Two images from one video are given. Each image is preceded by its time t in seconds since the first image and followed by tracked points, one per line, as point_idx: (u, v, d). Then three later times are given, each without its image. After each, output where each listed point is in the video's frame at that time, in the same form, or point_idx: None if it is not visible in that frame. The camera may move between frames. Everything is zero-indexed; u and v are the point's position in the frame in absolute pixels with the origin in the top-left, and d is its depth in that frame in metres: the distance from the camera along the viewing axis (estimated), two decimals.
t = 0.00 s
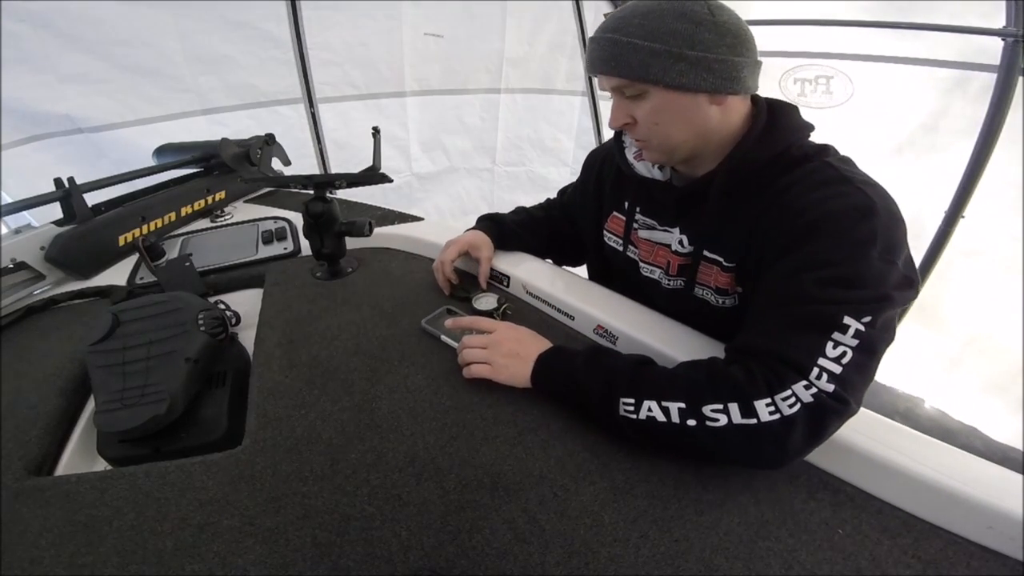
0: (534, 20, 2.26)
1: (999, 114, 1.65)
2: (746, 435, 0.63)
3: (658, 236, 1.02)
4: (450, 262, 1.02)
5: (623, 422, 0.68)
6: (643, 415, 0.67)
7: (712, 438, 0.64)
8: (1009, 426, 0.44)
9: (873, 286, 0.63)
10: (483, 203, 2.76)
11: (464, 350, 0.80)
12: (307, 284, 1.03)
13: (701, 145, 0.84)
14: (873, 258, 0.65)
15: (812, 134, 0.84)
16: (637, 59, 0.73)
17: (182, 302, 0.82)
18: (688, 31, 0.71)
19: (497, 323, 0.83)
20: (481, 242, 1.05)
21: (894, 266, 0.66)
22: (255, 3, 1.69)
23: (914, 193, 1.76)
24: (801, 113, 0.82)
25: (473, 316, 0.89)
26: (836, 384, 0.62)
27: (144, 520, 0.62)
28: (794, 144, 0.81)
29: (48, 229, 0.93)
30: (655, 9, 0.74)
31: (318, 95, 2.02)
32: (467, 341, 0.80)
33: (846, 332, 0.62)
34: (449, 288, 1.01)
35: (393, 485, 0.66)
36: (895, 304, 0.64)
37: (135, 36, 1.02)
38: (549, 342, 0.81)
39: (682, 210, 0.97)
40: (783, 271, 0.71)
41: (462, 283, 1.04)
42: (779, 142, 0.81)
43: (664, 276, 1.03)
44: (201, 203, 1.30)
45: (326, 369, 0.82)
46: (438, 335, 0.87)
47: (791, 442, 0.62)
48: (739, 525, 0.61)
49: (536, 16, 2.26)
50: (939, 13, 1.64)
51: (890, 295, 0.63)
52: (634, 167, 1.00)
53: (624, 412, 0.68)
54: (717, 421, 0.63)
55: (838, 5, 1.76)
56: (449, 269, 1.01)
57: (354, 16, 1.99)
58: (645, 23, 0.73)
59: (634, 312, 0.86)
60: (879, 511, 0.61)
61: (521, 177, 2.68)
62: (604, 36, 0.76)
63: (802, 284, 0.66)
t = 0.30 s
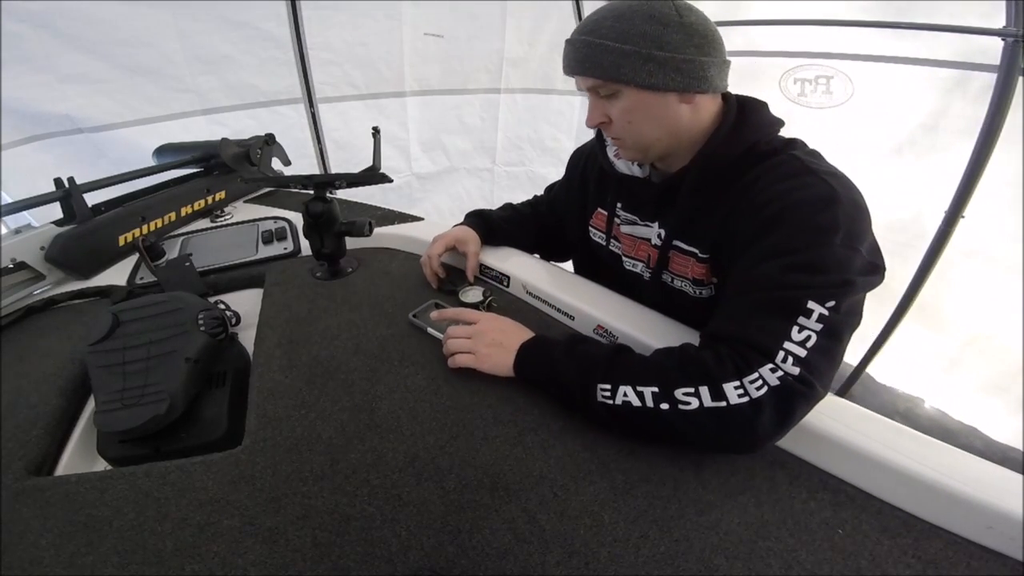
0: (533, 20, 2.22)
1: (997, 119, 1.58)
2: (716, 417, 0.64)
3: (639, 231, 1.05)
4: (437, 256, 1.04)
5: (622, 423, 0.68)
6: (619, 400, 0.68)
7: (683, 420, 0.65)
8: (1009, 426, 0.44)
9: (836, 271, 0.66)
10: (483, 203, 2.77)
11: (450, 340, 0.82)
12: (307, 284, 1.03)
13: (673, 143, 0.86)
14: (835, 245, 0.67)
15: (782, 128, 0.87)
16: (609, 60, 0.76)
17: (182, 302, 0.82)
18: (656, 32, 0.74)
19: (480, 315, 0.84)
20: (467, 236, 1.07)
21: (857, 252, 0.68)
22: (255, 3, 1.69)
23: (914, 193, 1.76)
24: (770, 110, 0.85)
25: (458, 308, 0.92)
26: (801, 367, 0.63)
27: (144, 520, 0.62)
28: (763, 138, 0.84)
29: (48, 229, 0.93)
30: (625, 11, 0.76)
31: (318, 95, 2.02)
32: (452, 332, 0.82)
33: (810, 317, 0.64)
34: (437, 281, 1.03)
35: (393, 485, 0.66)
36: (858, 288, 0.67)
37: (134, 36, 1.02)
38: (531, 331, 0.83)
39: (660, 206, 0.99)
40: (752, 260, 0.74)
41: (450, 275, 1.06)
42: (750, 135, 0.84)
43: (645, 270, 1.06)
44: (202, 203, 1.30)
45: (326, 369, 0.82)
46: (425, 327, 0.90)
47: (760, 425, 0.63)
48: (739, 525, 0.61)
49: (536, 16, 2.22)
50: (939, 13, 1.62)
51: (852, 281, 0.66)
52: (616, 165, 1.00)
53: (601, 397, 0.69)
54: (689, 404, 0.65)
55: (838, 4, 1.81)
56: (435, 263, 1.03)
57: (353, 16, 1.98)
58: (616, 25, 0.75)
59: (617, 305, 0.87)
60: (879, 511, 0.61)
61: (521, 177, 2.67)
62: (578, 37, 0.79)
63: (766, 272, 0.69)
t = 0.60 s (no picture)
0: (533, 20, 2.23)
1: (996, 119, 1.57)
2: (689, 404, 0.66)
3: (624, 227, 1.07)
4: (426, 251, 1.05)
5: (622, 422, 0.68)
6: (597, 386, 0.70)
7: (656, 406, 0.67)
8: (1009, 426, 0.44)
9: (806, 261, 0.66)
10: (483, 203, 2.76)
11: (436, 331, 0.84)
12: (308, 284, 1.03)
13: (655, 141, 0.88)
14: (806, 236, 0.68)
15: (759, 125, 0.88)
16: (590, 60, 0.78)
17: (181, 302, 0.82)
18: (636, 33, 0.75)
19: (466, 305, 0.86)
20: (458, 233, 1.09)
21: (829, 242, 0.68)
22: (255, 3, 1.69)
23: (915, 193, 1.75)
24: (748, 107, 0.87)
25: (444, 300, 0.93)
26: (771, 354, 0.64)
27: (144, 520, 0.62)
28: (740, 133, 0.86)
29: (47, 229, 0.92)
30: (606, 11, 0.78)
31: (318, 95, 2.02)
32: (438, 324, 0.84)
33: (780, 305, 0.64)
34: (425, 275, 1.05)
35: (393, 484, 0.66)
36: (830, 278, 0.66)
37: (134, 36, 1.02)
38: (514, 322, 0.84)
39: (643, 201, 1.00)
40: (726, 252, 0.75)
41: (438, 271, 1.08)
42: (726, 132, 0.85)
43: (631, 264, 1.08)
44: (202, 203, 1.30)
45: (326, 369, 0.82)
46: (414, 319, 0.91)
47: (731, 411, 0.64)
48: (739, 525, 0.61)
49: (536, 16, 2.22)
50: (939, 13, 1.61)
51: (823, 269, 0.66)
52: (601, 161, 1.04)
53: (580, 383, 0.72)
54: (661, 389, 0.67)
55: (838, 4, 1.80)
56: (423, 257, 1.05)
57: (353, 16, 1.98)
58: (596, 25, 0.77)
59: (598, 297, 0.90)
60: (879, 511, 0.61)
61: (521, 178, 2.65)
62: (561, 38, 0.81)
63: (739, 262, 0.70)
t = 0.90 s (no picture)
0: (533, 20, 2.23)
1: (1000, 113, 1.56)
2: (665, 394, 0.67)
3: (612, 223, 1.10)
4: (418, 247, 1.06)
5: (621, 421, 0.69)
6: (579, 376, 0.71)
7: (634, 395, 0.69)
8: (1008, 426, 0.44)
9: (780, 254, 0.68)
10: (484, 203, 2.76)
11: (425, 324, 0.86)
12: (308, 284, 1.03)
13: (637, 138, 0.92)
14: (781, 229, 0.70)
15: (741, 122, 0.90)
16: (573, 60, 0.81)
17: (182, 303, 0.82)
18: (617, 34, 0.78)
19: (455, 299, 0.88)
20: (449, 231, 1.10)
21: (804, 236, 0.70)
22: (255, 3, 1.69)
23: (915, 193, 1.75)
24: (728, 105, 0.90)
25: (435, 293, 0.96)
26: (745, 345, 0.67)
27: (144, 520, 0.62)
28: (722, 130, 0.88)
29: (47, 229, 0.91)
30: (590, 12, 0.81)
31: (318, 95, 2.02)
32: (427, 317, 0.86)
33: (754, 298, 0.67)
34: (416, 271, 1.06)
35: (393, 485, 0.66)
36: (804, 270, 0.69)
37: (134, 36, 1.02)
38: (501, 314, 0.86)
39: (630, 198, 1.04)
40: (704, 245, 0.77)
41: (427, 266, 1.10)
42: (707, 130, 0.87)
43: (619, 261, 1.11)
44: (202, 203, 1.31)
45: (326, 369, 0.82)
46: (404, 313, 0.93)
47: (705, 399, 0.66)
48: (740, 525, 0.61)
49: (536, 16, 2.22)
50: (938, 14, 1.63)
51: (796, 261, 0.68)
52: (589, 160, 1.09)
53: (563, 374, 0.72)
54: (639, 379, 0.68)
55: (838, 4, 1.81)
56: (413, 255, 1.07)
57: (353, 16, 1.99)
58: (581, 27, 0.80)
59: (593, 295, 0.90)
60: (879, 511, 0.61)
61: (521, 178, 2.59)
62: (547, 38, 0.84)
63: (716, 255, 0.73)
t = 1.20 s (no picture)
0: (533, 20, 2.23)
1: (999, 114, 1.55)
2: (647, 385, 0.68)
3: (602, 222, 1.10)
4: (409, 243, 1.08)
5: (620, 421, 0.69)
6: (565, 369, 0.72)
7: (618, 387, 0.69)
8: (1007, 427, 0.44)
9: (760, 247, 0.69)
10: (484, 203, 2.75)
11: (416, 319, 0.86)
12: (307, 284, 1.03)
13: (623, 137, 0.93)
14: (761, 224, 0.71)
15: (725, 119, 0.91)
16: (557, 62, 0.82)
17: (182, 302, 0.82)
18: (599, 36, 0.79)
19: (445, 295, 0.89)
20: (439, 230, 1.11)
21: (785, 229, 0.71)
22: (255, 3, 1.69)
23: (914, 193, 1.75)
24: (712, 102, 0.90)
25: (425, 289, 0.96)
26: (725, 337, 0.67)
27: (144, 520, 0.62)
28: (706, 128, 0.89)
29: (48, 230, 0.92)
30: (572, 14, 0.82)
31: (318, 95, 2.01)
32: (418, 313, 0.87)
33: (735, 290, 0.67)
34: (407, 267, 1.08)
35: (394, 485, 0.66)
36: (784, 264, 0.69)
37: (133, 36, 1.02)
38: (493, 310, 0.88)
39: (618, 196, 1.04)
40: (687, 240, 0.78)
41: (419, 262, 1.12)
42: (691, 127, 0.88)
43: (609, 258, 1.12)
44: (202, 203, 1.31)
45: (326, 369, 0.82)
46: (396, 309, 0.95)
47: (688, 390, 0.67)
48: (740, 525, 0.61)
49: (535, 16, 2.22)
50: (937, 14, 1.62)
51: (776, 255, 0.68)
52: (578, 160, 1.07)
53: (549, 367, 0.74)
54: (623, 371, 0.69)
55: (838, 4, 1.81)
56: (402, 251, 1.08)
57: (353, 16, 1.99)
58: (563, 29, 0.81)
59: (585, 292, 0.91)
60: (878, 511, 0.61)
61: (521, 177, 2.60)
62: (532, 40, 0.85)
63: (697, 250, 0.73)
